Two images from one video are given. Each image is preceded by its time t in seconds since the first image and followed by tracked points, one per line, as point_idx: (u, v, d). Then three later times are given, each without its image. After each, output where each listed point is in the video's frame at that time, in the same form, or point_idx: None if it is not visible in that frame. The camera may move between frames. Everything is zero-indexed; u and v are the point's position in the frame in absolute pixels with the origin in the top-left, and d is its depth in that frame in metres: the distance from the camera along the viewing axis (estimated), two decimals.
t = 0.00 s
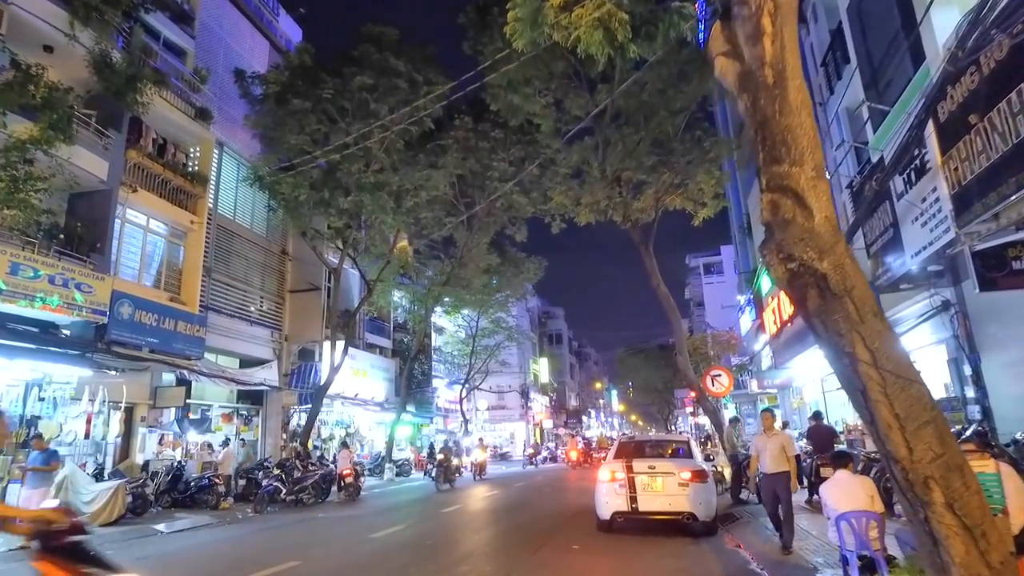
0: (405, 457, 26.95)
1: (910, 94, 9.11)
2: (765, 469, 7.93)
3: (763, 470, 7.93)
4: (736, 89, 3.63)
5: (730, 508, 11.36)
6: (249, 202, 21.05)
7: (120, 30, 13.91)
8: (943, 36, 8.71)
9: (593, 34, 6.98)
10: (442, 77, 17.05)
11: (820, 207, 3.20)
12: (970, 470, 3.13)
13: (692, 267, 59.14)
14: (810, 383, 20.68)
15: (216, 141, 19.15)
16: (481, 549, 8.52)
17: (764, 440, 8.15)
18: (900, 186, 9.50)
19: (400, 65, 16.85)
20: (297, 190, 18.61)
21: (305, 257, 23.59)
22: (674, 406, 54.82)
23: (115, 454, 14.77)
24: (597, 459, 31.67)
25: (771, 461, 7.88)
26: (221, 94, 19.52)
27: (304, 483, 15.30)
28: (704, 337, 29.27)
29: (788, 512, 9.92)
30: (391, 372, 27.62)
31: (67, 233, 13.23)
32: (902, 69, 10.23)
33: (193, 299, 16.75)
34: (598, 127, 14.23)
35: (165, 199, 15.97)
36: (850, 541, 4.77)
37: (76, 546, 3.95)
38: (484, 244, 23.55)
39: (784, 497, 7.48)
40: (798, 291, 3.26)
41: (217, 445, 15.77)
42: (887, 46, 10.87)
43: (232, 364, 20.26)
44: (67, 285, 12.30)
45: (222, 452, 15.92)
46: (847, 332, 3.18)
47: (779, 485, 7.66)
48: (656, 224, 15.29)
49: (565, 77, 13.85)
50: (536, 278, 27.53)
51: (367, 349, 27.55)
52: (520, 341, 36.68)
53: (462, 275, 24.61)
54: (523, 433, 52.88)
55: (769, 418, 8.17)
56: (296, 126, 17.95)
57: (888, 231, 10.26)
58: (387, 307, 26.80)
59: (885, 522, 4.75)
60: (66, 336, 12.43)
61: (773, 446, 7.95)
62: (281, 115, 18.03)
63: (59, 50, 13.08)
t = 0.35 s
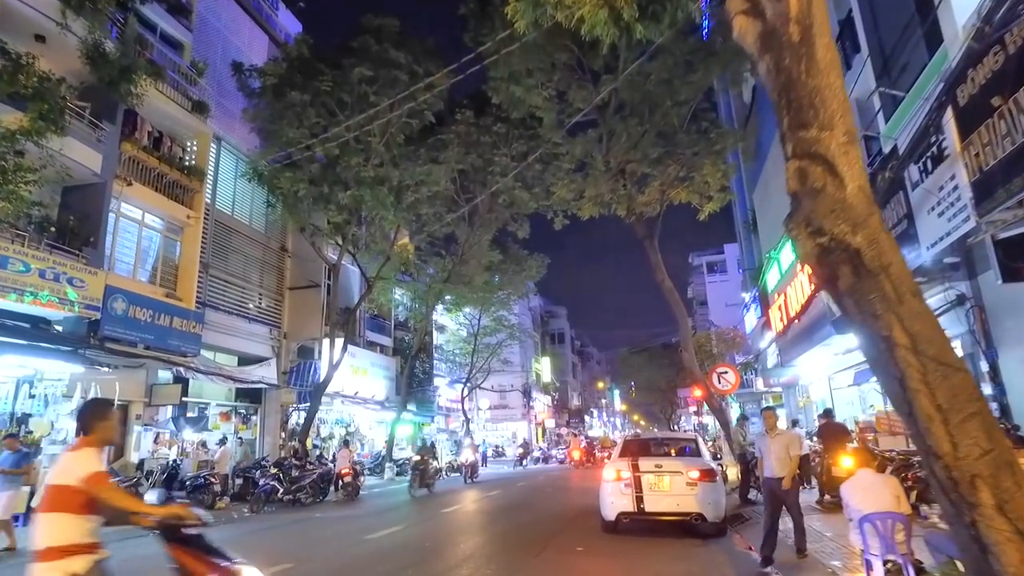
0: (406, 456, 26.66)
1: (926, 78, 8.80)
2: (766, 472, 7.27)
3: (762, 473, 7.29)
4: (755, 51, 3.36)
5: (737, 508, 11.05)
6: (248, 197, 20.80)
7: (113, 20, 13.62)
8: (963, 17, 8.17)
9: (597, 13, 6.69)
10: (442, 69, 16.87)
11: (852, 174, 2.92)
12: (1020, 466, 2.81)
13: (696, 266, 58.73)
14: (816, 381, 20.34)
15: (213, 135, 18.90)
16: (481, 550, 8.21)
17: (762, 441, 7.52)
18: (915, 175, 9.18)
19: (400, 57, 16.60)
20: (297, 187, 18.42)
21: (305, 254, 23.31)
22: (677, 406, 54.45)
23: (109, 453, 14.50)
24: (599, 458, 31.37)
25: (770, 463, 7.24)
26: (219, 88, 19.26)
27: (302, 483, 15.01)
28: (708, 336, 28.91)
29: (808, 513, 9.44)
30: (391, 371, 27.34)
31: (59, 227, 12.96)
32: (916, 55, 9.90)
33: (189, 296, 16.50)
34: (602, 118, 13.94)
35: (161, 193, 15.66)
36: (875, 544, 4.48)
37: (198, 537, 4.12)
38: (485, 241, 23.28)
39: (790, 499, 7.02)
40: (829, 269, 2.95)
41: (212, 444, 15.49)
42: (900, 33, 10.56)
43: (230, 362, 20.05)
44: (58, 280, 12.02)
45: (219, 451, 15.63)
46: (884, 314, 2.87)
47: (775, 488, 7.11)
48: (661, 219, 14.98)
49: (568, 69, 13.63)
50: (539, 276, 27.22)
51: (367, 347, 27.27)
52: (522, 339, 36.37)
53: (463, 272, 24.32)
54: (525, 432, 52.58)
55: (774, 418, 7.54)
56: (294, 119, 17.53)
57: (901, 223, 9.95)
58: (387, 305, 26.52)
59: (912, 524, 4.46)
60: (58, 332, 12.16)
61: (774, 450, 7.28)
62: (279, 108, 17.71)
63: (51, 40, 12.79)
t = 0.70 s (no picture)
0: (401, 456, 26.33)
1: (940, 66, 8.48)
2: (757, 485, 6.45)
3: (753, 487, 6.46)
4: (775, 14, 3.09)
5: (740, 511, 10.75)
6: (241, 192, 20.48)
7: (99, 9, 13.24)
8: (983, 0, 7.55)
9: None
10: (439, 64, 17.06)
11: (887, 146, 2.71)
12: None
13: (694, 266, 58.47)
14: (817, 381, 20.04)
15: (205, 130, 18.57)
16: (476, 556, 7.86)
17: (746, 449, 6.65)
18: (926, 167, 8.86)
19: (397, 50, 16.49)
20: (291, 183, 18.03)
21: (298, 251, 22.96)
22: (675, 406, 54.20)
23: (96, 453, 14.14)
24: (597, 458, 31.05)
25: (761, 476, 6.40)
26: (211, 82, 18.92)
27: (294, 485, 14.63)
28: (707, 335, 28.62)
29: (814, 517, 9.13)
30: (386, 370, 27.01)
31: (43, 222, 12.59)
32: (926, 46, 9.61)
33: (180, 293, 16.01)
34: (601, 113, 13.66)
35: (149, 188, 15.23)
36: (896, 556, 4.10)
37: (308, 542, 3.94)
38: (482, 239, 22.95)
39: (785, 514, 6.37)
40: (859, 253, 2.68)
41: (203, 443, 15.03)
42: (909, 22, 10.25)
43: (222, 361, 19.67)
44: (41, 275, 11.64)
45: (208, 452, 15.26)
46: (923, 304, 2.55)
47: (774, 505, 6.33)
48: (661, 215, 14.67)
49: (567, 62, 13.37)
50: (536, 274, 26.91)
51: (363, 346, 26.94)
52: (520, 339, 36.05)
53: (460, 270, 24.00)
54: (522, 432, 52.30)
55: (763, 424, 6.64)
56: (286, 113, 17.16)
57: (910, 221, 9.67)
58: (383, 303, 26.18)
59: (935, 534, 4.10)
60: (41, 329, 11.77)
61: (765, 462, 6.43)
62: (271, 100, 17.27)
63: (34, 29, 12.39)
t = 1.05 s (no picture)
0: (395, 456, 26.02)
1: (950, 51, 8.21)
2: (755, 490, 5.70)
3: (751, 491, 5.72)
4: None
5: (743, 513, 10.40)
6: (233, 187, 20.16)
7: None
8: None
9: None
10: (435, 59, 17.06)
11: (920, 105, 2.49)
12: None
13: (691, 265, 58.31)
14: (817, 380, 19.75)
15: (195, 123, 18.22)
16: (468, 561, 7.55)
17: (743, 450, 5.93)
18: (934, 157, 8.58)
19: (389, 42, 16.16)
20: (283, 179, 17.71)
21: (291, 247, 22.61)
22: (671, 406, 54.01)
23: (79, 454, 13.76)
24: (594, 458, 30.72)
25: (759, 481, 5.66)
26: (201, 75, 18.57)
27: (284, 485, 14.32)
28: (705, 333, 28.37)
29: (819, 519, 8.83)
30: (380, 368, 26.69)
31: (24, 215, 12.24)
32: (933, 35, 9.34)
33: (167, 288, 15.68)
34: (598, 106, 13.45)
35: (136, 181, 14.86)
36: (916, 564, 3.80)
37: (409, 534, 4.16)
38: (478, 235, 22.65)
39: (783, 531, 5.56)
40: (889, 230, 2.41)
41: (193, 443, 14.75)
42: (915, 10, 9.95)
43: (213, 359, 19.31)
44: (20, 269, 11.27)
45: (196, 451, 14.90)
46: (964, 282, 2.30)
47: (774, 514, 5.57)
48: (659, 210, 14.36)
49: (564, 53, 13.08)
50: (533, 272, 26.61)
51: (357, 344, 26.62)
52: (516, 337, 35.82)
53: (455, 267, 23.68)
54: (518, 431, 52.07)
55: (767, 422, 5.92)
56: (277, 105, 16.84)
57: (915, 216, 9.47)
58: (377, 300, 25.86)
59: (958, 540, 3.81)
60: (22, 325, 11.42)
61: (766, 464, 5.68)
62: (261, 92, 16.96)
63: (15, 16, 12.03)
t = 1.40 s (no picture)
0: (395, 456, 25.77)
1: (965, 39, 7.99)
2: (772, 495, 5.38)
3: (764, 494, 5.43)
4: None
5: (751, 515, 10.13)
6: (231, 185, 19.94)
7: None
8: None
9: None
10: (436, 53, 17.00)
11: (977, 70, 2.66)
12: None
13: (693, 264, 57.94)
14: (823, 379, 19.50)
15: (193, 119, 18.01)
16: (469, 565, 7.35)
17: (756, 449, 5.59)
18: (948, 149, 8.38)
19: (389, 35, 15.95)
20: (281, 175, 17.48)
21: (290, 246, 22.39)
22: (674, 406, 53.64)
23: (74, 454, 13.52)
24: (596, 459, 30.44)
25: (775, 484, 5.37)
26: (199, 71, 18.40)
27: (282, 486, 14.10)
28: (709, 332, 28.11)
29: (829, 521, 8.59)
30: (381, 368, 26.47)
31: (17, 210, 12.04)
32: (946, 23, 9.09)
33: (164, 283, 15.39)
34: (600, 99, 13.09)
35: (132, 177, 14.62)
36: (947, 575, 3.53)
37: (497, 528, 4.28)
38: (479, 233, 22.43)
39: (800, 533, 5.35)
40: (943, 200, 2.60)
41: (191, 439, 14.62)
42: None
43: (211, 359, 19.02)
44: (11, 265, 11.05)
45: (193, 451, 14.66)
46: None
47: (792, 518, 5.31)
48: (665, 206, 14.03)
49: (566, 47, 12.84)
50: (535, 271, 26.33)
51: (357, 343, 26.40)
52: (518, 337, 35.56)
53: (457, 265, 23.45)
54: (520, 432, 51.74)
55: (783, 419, 5.60)
56: (274, 99, 16.63)
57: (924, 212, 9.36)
58: (378, 299, 25.65)
59: (993, 548, 3.54)
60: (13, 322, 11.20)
61: (783, 467, 5.40)
62: (259, 86, 16.71)
63: (6, 8, 11.83)
